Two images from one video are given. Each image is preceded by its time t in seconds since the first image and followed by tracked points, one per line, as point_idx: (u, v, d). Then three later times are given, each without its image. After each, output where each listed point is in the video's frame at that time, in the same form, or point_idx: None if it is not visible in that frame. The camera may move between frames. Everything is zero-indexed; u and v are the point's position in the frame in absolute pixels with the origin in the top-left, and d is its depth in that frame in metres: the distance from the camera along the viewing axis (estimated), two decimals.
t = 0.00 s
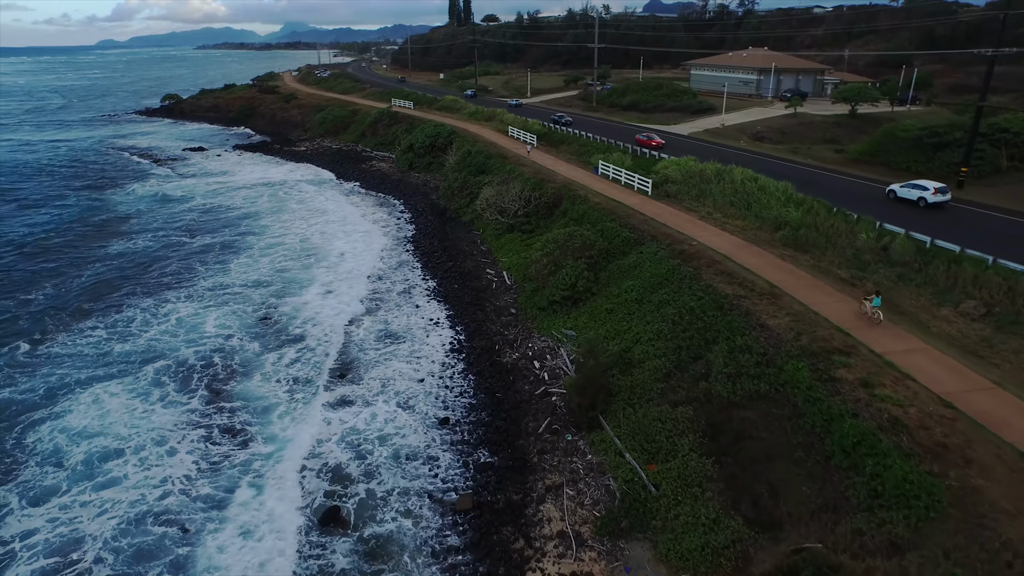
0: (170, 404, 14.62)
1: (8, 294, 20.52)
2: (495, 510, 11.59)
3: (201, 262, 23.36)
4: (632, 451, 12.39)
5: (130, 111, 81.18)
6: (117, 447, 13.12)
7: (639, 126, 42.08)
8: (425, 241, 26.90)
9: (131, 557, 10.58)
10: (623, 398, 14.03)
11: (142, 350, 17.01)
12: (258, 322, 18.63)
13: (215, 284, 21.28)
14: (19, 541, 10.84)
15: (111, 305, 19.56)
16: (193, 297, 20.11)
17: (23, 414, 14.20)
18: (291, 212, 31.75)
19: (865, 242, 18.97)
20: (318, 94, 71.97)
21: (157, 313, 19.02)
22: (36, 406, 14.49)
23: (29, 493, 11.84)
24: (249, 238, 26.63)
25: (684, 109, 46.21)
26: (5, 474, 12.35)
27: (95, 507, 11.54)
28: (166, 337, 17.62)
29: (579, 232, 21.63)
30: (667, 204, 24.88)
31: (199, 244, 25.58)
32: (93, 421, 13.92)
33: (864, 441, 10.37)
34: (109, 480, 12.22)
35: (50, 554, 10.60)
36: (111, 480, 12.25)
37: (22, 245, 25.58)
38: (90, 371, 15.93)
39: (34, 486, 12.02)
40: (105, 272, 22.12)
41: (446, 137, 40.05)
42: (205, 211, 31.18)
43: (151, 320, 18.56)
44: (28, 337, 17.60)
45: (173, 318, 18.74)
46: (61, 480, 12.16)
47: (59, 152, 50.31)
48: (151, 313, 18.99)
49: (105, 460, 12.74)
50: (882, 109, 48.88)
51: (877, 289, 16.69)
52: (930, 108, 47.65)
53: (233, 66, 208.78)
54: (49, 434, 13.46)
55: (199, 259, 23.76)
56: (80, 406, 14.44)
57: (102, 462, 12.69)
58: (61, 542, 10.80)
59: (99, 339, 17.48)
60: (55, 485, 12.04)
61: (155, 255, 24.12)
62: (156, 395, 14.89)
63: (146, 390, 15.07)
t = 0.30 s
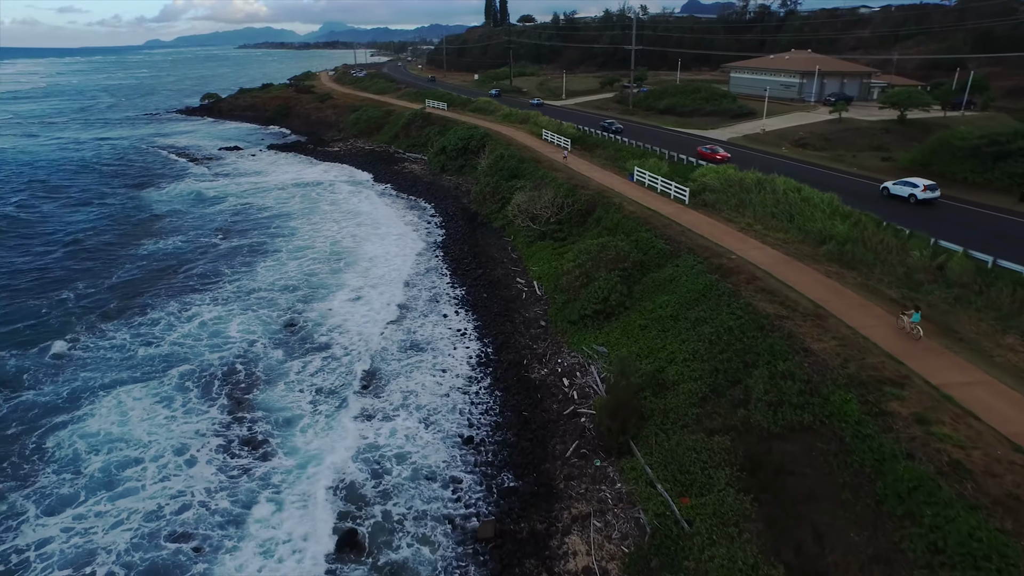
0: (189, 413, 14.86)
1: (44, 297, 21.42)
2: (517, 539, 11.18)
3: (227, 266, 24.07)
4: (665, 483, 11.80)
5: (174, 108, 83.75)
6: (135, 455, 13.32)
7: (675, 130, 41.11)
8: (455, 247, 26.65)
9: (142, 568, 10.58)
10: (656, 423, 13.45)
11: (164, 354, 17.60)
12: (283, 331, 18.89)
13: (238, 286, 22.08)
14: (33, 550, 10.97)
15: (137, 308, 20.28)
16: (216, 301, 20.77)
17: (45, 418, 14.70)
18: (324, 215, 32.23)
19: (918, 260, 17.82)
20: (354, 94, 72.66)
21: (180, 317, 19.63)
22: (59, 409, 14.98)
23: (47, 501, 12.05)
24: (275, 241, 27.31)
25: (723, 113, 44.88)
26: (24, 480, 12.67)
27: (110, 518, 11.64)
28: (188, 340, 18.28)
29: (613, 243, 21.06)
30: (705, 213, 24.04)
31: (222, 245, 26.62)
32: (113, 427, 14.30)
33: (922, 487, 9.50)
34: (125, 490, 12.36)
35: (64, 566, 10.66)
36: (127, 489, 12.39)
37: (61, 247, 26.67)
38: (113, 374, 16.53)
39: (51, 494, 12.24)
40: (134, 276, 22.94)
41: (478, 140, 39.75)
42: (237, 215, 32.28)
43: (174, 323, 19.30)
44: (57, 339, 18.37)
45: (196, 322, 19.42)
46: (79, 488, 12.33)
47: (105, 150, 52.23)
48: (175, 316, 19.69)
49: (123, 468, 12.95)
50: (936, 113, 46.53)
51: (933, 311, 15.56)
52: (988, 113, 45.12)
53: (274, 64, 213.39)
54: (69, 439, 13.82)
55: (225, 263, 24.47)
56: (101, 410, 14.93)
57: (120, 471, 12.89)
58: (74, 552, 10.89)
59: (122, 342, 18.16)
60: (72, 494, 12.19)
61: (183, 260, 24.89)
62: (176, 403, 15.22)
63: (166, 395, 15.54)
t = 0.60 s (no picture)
0: (201, 430, 15.09)
1: (66, 305, 22.07)
2: None
3: (245, 275, 24.55)
4: (688, 523, 11.45)
5: (206, 109, 85.58)
6: (145, 473, 13.53)
7: (703, 138, 40.25)
8: (476, 258, 26.42)
9: None
10: (679, 455, 13.03)
11: (179, 366, 18.03)
12: (300, 346, 19.12)
13: (254, 296, 22.59)
14: (39, 569, 11.18)
15: (153, 318, 20.82)
16: (228, 312, 21.29)
17: (56, 431, 15.04)
18: (350, 222, 32.63)
19: (962, 285, 16.87)
20: (380, 96, 73.02)
21: (195, 330, 20.11)
22: (70, 422, 15.34)
23: (53, 519, 12.27)
24: (292, 249, 27.76)
25: (752, 120, 43.74)
26: (30, 495, 12.94)
27: (116, 539, 11.82)
28: (203, 352, 18.78)
29: (637, 259, 20.52)
30: (733, 228, 23.33)
31: (238, 253, 27.28)
32: (124, 440, 14.65)
33: (970, 549, 8.93)
34: (132, 509, 12.53)
35: None
36: (134, 508, 12.57)
37: (86, 254, 27.46)
38: (126, 386, 16.95)
39: (57, 511, 12.45)
40: (149, 286, 23.55)
41: (502, 146, 39.41)
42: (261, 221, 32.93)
43: (189, 333, 19.83)
44: (73, 349, 18.93)
45: (210, 333, 19.93)
46: (86, 506, 12.54)
47: (137, 151, 53.56)
48: (190, 327, 20.24)
49: (131, 486, 13.17)
50: (978, 122, 44.66)
51: (978, 340, 14.65)
52: None
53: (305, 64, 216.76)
54: (77, 454, 14.12)
55: (240, 271, 25.03)
56: (113, 423, 15.31)
57: (129, 488, 13.10)
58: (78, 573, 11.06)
59: (136, 354, 18.64)
60: (79, 512, 12.39)
61: (201, 269, 25.44)
62: (188, 418, 15.55)
63: (177, 409, 15.90)
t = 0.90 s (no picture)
0: (209, 451, 15.48)
1: (85, 317, 22.93)
2: None
3: (259, 287, 25.13)
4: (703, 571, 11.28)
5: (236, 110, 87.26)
6: (151, 495, 13.96)
7: (730, 148, 39.45)
8: (496, 274, 26.25)
9: None
10: (698, 496, 12.71)
11: (191, 382, 18.58)
12: (315, 364, 19.42)
13: (268, 309, 23.10)
14: None
15: (165, 334, 21.50)
16: (242, 326, 21.76)
17: (65, 448, 15.68)
18: (367, 232, 32.62)
19: (1001, 318, 15.94)
20: (405, 99, 73.33)
21: (207, 343, 20.70)
22: (79, 440, 15.96)
23: (58, 542, 12.75)
24: (310, 260, 28.11)
25: (780, 130, 42.67)
26: (38, 515, 13.47)
27: (122, 565, 12.24)
28: (214, 366, 19.32)
29: (659, 281, 19.98)
30: (761, 247, 22.64)
31: (254, 264, 27.85)
32: (133, 460, 15.15)
33: None
34: (139, 535, 12.94)
35: None
36: (141, 533, 12.99)
37: (108, 264, 28.45)
38: (137, 403, 17.56)
39: (65, 535, 12.92)
40: (161, 298, 24.36)
41: (525, 155, 39.08)
42: (281, 229, 33.30)
43: (201, 347, 20.43)
44: (87, 363, 19.74)
45: (223, 347, 20.45)
46: (91, 530, 13.01)
47: (166, 153, 54.91)
48: (202, 341, 20.82)
49: (139, 509, 13.60)
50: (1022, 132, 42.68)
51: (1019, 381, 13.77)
52: None
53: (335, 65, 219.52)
54: (85, 473, 14.66)
55: (257, 283, 25.42)
56: (123, 441, 15.87)
57: (136, 512, 13.52)
58: None
59: (147, 369, 19.28)
60: (85, 536, 12.86)
61: (216, 281, 25.99)
62: (196, 438, 15.98)
63: (187, 428, 16.41)
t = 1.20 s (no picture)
0: (211, 476, 15.94)
1: (96, 330, 23.64)
2: None
3: (265, 301, 25.51)
4: None
5: (256, 112, 88.36)
6: (152, 521, 14.50)
7: (750, 160, 38.74)
8: (510, 290, 25.98)
9: None
10: (709, 540, 12.43)
11: (196, 401, 19.12)
12: (324, 385, 19.67)
13: (275, 324, 23.44)
14: None
15: (168, 350, 22.05)
16: (250, 344, 22.12)
17: (66, 468, 16.32)
18: (379, 244, 32.61)
19: None
20: (422, 104, 73.35)
21: (209, 360, 21.21)
22: (80, 460, 16.60)
23: (55, 570, 13.25)
24: (320, 273, 28.21)
25: (800, 140, 41.77)
26: (35, 542, 14.01)
27: None
28: (218, 385, 19.79)
29: (673, 305, 19.48)
30: (781, 269, 22.01)
31: (264, 277, 28.14)
32: (133, 484, 15.70)
33: None
34: (139, 564, 13.36)
35: None
36: (141, 562, 13.43)
37: (122, 273, 29.16)
38: (140, 423, 18.14)
39: (62, 563, 13.41)
40: (169, 312, 24.96)
41: (539, 166, 38.72)
42: (294, 240, 33.51)
43: (206, 364, 20.95)
44: (93, 379, 20.41)
45: (228, 364, 20.93)
46: (90, 559, 13.47)
47: (186, 158, 55.84)
48: (208, 357, 21.35)
49: (140, 537, 14.06)
50: None
51: None
52: None
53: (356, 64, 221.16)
54: (84, 497, 15.21)
55: (267, 299, 25.69)
56: (126, 463, 16.49)
57: (136, 541, 13.96)
58: None
59: (149, 388, 19.81)
60: (82, 564, 13.34)
61: (225, 295, 26.41)
62: (198, 461, 16.52)
63: (191, 450, 16.95)
